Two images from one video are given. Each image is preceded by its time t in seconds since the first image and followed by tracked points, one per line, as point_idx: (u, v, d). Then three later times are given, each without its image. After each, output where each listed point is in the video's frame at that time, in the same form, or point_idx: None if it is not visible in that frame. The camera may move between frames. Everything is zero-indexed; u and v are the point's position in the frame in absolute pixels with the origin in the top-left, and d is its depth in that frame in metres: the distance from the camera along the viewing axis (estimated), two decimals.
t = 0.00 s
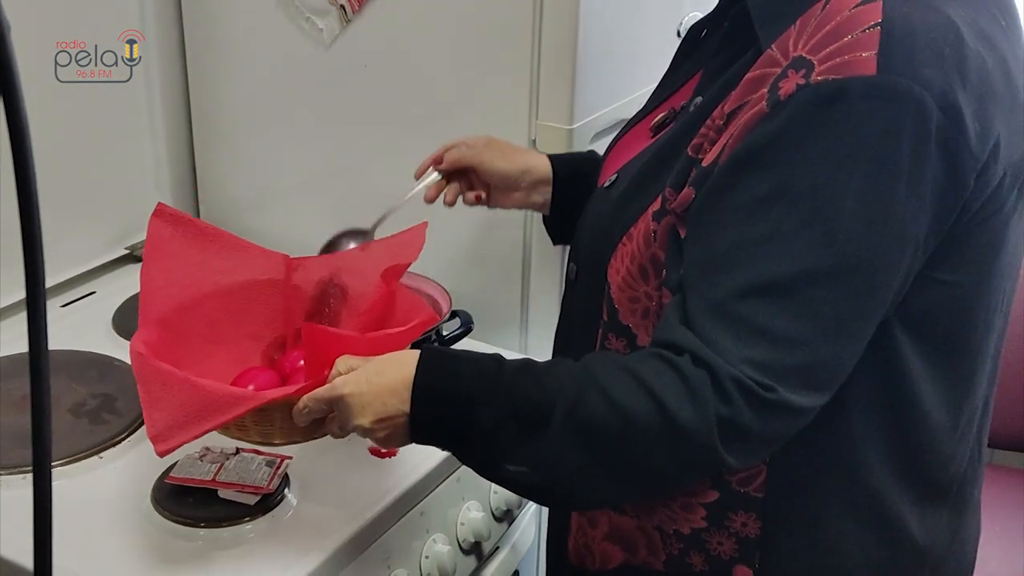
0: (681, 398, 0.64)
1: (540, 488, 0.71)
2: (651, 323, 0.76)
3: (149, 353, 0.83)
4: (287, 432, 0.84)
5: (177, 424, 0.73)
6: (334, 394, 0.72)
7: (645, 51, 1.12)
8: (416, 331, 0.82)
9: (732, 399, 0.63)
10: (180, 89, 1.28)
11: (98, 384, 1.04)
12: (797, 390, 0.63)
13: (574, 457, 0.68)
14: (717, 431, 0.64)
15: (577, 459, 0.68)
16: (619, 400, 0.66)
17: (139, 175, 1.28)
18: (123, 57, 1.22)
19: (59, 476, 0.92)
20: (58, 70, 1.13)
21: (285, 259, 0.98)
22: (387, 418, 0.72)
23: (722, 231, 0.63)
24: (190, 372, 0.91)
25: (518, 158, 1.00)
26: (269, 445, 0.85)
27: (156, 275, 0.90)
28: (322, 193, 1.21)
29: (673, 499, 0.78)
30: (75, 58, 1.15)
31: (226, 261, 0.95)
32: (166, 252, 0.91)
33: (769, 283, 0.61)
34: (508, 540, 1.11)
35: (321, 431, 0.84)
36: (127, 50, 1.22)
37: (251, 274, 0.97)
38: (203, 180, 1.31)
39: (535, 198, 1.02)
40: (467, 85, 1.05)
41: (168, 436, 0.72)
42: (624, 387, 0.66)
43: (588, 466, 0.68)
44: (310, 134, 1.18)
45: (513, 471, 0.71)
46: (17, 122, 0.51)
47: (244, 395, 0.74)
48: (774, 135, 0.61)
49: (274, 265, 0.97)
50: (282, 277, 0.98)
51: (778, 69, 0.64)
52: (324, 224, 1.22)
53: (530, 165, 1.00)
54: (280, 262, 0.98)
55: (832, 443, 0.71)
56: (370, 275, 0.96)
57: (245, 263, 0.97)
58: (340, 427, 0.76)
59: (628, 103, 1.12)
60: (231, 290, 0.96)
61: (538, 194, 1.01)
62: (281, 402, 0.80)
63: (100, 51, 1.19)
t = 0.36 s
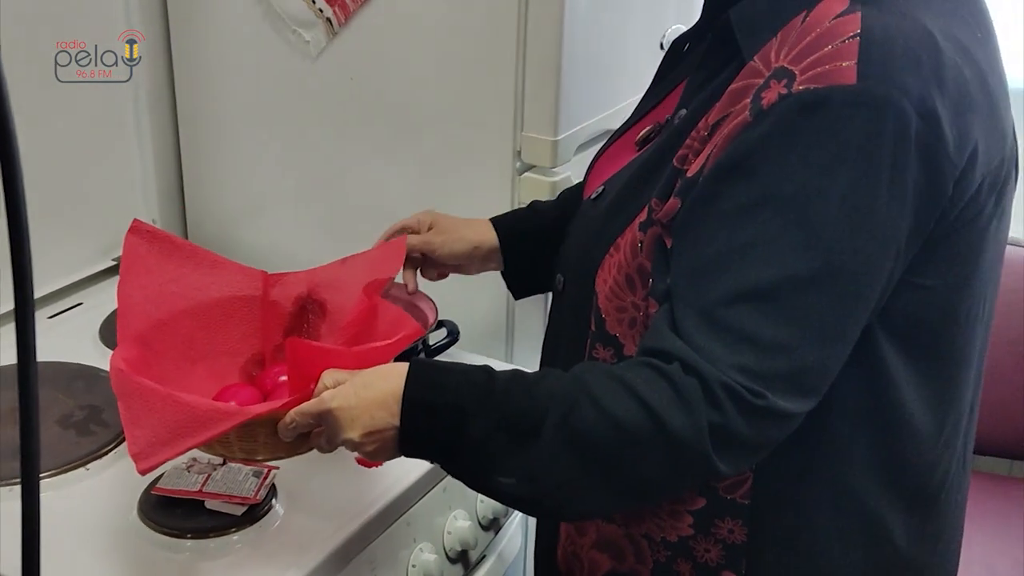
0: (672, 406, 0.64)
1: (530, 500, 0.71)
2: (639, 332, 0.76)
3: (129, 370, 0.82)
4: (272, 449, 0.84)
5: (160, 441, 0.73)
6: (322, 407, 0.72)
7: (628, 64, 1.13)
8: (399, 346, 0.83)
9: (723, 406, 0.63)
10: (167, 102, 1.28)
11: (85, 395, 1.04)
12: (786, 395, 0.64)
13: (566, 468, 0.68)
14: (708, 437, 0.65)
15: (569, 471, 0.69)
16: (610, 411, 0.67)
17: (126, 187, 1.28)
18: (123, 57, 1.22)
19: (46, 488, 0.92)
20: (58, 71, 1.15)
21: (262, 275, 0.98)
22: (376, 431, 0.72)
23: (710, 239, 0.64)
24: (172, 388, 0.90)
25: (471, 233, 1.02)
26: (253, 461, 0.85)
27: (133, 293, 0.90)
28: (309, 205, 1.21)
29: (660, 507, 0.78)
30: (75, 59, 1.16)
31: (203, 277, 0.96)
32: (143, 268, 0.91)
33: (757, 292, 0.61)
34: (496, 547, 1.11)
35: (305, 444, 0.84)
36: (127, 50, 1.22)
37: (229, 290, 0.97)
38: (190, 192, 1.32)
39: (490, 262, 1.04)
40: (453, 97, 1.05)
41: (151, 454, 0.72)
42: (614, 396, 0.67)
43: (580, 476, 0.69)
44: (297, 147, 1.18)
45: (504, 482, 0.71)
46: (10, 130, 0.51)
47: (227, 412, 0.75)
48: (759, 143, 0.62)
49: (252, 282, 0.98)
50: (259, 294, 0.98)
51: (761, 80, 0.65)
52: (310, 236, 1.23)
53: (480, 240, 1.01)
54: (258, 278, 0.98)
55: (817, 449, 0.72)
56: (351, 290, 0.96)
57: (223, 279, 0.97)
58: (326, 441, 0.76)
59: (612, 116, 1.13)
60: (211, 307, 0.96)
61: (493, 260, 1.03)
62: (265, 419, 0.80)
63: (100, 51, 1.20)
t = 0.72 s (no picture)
0: (649, 418, 0.65)
1: (511, 512, 0.71)
2: (619, 345, 0.77)
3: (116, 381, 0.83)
4: (259, 459, 0.84)
5: (147, 453, 0.73)
6: (306, 419, 0.73)
7: (609, 78, 1.15)
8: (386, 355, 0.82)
9: (700, 420, 0.64)
10: (152, 115, 1.29)
11: (71, 407, 1.04)
12: (761, 408, 0.65)
13: (546, 480, 0.69)
14: (686, 449, 0.66)
15: (549, 483, 0.69)
16: (590, 424, 0.67)
17: (112, 199, 1.28)
18: (124, 57, 1.24)
19: (30, 500, 0.92)
20: (57, 71, 1.16)
21: (250, 284, 0.99)
22: (359, 442, 0.73)
23: (689, 254, 0.65)
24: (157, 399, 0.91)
25: (459, 242, 1.02)
26: (239, 471, 0.85)
27: (121, 304, 0.90)
28: (294, 216, 1.22)
29: (642, 518, 0.79)
30: (75, 58, 1.18)
31: (191, 286, 0.96)
32: (130, 279, 0.91)
33: (733, 308, 0.62)
34: (480, 556, 1.12)
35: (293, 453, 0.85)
36: (128, 50, 1.23)
37: (217, 299, 0.97)
38: (175, 204, 1.32)
39: (483, 275, 1.04)
40: (436, 111, 1.06)
41: (137, 466, 0.73)
42: (595, 411, 0.68)
43: (560, 489, 0.69)
44: (282, 159, 1.19)
45: (484, 494, 0.71)
46: None
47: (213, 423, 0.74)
48: (737, 160, 0.63)
49: (240, 290, 0.98)
50: (247, 302, 0.99)
51: (738, 97, 0.67)
52: (295, 247, 1.24)
53: (471, 248, 1.03)
54: (246, 287, 0.98)
55: (794, 459, 0.73)
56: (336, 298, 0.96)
57: (210, 288, 0.97)
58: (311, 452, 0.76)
59: (593, 129, 1.14)
60: (198, 316, 0.96)
61: (485, 270, 1.04)
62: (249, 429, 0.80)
63: (100, 51, 1.21)
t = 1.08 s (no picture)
0: (632, 422, 0.66)
1: (494, 512, 0.72)
2: (606, 353, 0.78)
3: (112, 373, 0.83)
4: (251, 450, 0.84)
5: (139, 443, 0.74)
6: (292, 414, 0.73)
7: (599, 88, 1.15)
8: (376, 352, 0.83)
9: (681, 426, 0.65)
10: (143, 124, 1.29)
11: (62, 417, 1.04)
12: (743, 415, 0.65)
13: (529, 481, 0.70)
14: (668, 455, 0.66)
15: (532, 485, 0.70)
16: (573, 426, 0.68)
17: (103, 209, 1.29)
18: (124, 57, 1.24)
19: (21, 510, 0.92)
20: (58, 70, 1.18)
21: (252, 278, 0.99)
22: (345, 439, 0.73)
23: (673, 261, 0.65)
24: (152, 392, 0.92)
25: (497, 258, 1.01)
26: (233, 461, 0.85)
27: (123, 296, 0.89)
28: (285, 224, 1.22)
29: (629, 525, 0.79)
30: (75, 58, 1.20)
31: (193, 279, 0.96)
32: (133, 271, 0.91)
33: (715, 314, 0.63)
34: (471, 565, 1.13)
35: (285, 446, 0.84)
36: (128, 50, 1.24)
37: (219, 293, 0.98)
38: (167, 214, 1.32)
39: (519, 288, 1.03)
40: (427, 120, 1.07)
41: (129, 455, 0.73)
42: (578, 412, 0.68)
43: (544, 491, 0.70)
44: (273, 168, 1.19)
45: (467, 491, 0.72)
46: None
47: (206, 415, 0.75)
48: (721, 168, 0.63)
49: (241, 283, 0.99)
50: (248, 296, 0.99)
51: (722, 107, 0.67)
52: (286, 256, 1.24)
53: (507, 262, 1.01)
54: (247, 280, 0.99)
55: (783, 466, 0.73)
56: (335, 295, 0.98)
57: (212, 281, 0.97)
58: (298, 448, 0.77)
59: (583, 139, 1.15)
60: (199, 309, 0.96)
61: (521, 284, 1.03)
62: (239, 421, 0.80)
63: (101, 51, 1.22)
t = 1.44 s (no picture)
0: (596, 430, 0.66)
1: (463, 516, 0.71)
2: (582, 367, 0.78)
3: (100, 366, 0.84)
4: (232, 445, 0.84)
5: (121, 434, 0.73)
6: (267, 410, 0.74)
7: (582, 102, 1.15)
8: (356, 353, 0.84)
9: (644, 437, 0.65)
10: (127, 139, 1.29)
11: (45, 434, 1.04)
12: (707, 426, 0.65)
13: (497, 485, 0.69)
14: (631, 465, 0.66)
15: (499, 491, 0.69)
16: (540, 432, 0.68)
17: (88, 223, 1.28)
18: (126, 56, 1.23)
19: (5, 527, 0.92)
20: (59, 70, 1.19)
21: (248, 278, 0.97)
22: (317, 436, 0.73)
23: (644, 272, 0.65)
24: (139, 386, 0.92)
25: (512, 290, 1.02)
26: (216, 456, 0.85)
27: (116, 292, 0.90)
28: (270, 237, 1.22)
29: (611, 539, 0.79)
30: (75, 58, 1.20)
31: (189, 278, 0.96)
32: (130, 267, 0.92)
33: (681, 324, 0.63)
34: None
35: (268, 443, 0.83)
36: (130, 50, 1.22)
37: (214, 293, 0.97)
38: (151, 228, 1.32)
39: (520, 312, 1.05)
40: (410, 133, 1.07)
41: (111, 445, 0.73)
42: (545, 418, 0.68)
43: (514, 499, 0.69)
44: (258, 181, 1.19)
45: (437, 494, 0.72)
46: None
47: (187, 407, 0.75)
48: (691, 181, 0.63)
49: (237, 283, 0.97)
50: (243, 296, 0.97)
51: (693, 121, 0.67)
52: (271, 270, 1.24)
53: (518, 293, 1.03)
54: (242, 280, 0.97)
55: (765, 480, 0.73)
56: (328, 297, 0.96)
57: (207, 282, 0.96)
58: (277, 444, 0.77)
59: (566, 152, 1.15)
60: (193, 307, 0.96)
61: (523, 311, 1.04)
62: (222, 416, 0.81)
63: (101, 50, 1.22)
